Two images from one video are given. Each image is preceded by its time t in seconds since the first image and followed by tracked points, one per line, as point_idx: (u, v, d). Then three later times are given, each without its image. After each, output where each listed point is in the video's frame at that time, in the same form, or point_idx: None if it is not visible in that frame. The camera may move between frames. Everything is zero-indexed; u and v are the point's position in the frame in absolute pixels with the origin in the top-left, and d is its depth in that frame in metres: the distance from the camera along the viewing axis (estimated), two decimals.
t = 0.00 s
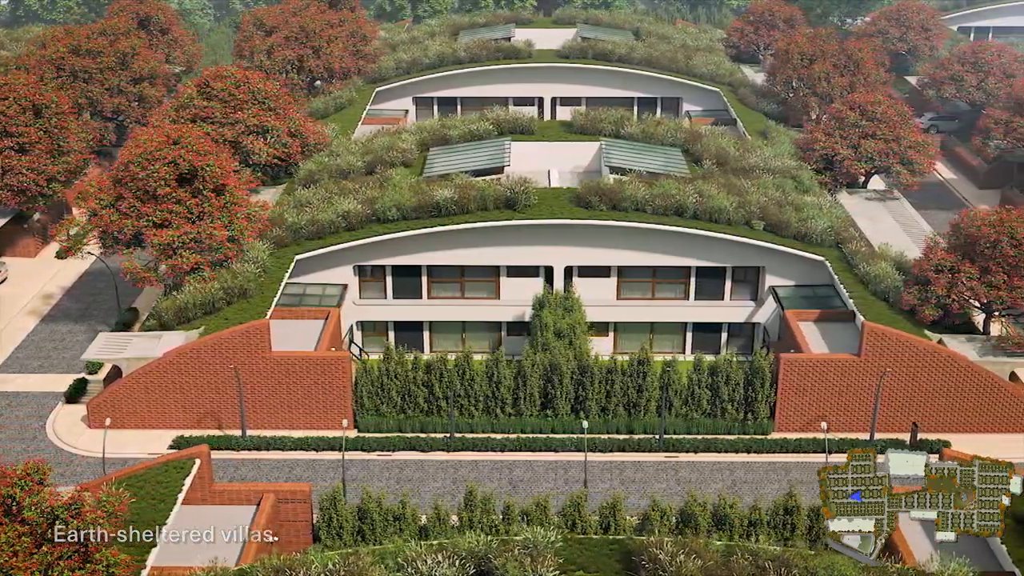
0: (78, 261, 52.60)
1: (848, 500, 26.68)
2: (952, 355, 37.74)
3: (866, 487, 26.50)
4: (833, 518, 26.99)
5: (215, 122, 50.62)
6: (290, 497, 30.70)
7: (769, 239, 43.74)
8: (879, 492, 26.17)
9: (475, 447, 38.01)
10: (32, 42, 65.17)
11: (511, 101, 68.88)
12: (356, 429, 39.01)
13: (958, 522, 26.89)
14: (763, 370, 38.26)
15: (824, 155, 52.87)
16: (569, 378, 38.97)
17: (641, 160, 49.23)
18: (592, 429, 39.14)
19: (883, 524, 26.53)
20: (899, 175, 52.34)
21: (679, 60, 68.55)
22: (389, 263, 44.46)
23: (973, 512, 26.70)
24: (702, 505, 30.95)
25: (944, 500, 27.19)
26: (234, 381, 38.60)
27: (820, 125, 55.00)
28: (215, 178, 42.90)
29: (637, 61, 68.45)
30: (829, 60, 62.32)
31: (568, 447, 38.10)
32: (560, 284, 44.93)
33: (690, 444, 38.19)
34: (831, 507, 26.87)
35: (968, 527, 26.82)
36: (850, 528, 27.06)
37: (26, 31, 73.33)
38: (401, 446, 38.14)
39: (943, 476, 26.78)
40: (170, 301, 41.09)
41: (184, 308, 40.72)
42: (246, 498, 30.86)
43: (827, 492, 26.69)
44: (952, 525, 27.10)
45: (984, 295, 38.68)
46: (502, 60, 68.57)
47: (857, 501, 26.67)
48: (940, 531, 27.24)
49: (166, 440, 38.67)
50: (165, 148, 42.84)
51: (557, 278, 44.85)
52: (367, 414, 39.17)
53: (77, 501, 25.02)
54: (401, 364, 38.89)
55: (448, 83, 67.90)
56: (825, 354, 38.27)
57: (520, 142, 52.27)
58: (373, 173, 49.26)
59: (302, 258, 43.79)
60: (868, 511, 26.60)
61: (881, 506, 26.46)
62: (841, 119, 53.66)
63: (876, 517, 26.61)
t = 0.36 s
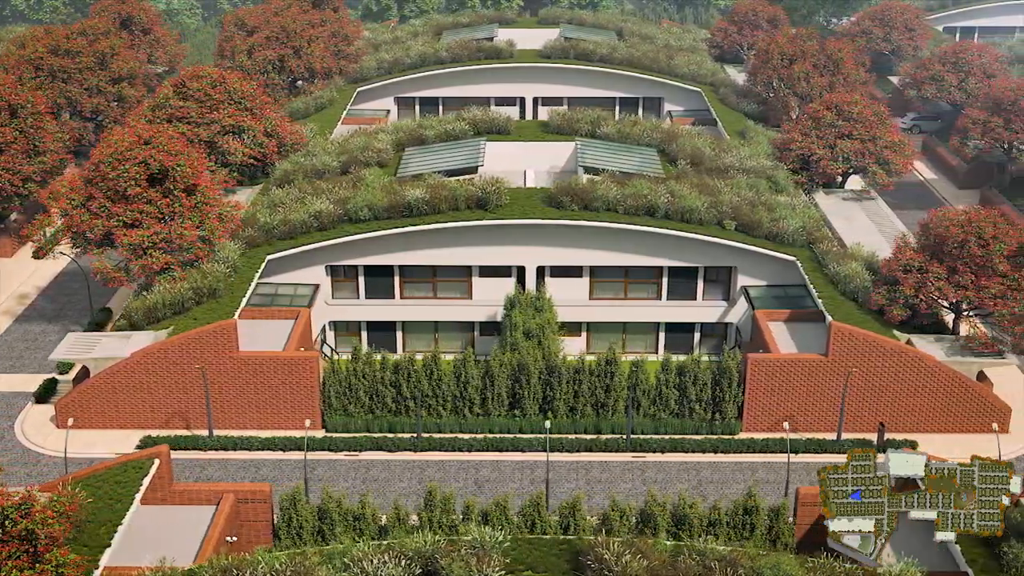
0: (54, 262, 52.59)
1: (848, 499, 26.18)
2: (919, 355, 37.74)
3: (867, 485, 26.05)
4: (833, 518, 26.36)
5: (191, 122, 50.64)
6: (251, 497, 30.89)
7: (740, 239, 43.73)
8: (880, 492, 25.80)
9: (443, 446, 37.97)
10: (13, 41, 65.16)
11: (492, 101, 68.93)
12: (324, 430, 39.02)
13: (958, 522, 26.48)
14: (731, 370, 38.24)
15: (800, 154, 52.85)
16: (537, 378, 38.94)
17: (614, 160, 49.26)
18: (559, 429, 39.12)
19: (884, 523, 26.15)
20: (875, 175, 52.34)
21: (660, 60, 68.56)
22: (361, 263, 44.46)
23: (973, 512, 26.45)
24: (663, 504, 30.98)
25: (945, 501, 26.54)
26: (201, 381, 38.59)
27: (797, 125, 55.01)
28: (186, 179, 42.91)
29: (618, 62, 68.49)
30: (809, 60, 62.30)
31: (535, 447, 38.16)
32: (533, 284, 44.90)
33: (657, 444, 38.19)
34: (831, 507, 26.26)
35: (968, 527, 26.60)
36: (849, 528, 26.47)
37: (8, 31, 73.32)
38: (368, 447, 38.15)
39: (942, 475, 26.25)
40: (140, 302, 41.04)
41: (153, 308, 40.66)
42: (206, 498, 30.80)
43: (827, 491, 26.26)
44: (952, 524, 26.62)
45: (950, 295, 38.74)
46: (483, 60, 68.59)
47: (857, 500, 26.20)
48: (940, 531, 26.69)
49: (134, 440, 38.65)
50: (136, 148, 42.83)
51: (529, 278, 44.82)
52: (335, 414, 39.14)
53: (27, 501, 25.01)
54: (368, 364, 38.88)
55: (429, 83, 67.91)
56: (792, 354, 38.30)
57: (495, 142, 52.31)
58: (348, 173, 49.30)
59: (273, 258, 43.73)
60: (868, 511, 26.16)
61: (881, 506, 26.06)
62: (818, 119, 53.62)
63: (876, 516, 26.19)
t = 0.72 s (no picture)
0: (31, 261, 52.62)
1: (848, 499, 27.27)
2: (886, 355, 37.74)
3: (866, 486, 27.26)
4: (833, 518, 27.34)
5: (167, 122, 50.66)
6: (210, 497, 30.92)
7: (712, 239, 43.72)
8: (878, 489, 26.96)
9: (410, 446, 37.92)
10: None
11: (474, 101, 68.97)
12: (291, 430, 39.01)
13: (958, 522, 26.95)
14: (698, 370, 38.26)
15: (777, 155, 52.85)
16: (505, 378, 38.94)
17: (588, 160, 49.29)
18: (527, 429, 39.09)
19: (883, 524, 26.80)
20: (851, 175, 52.33)
21: (642, 60, 68.57)
22: (332, 263, 44.42)
23: (973, 513, 26.84)
24: (622, 504, 30.98)
25: (945, 501, 27.34)
26: (169, 381, 38.60)
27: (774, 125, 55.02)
28: (157, 178, 42.92)
29: (599, 62, 68.50)
30: (788, 60, 62.30)
31: (501, 447, 38.12)
32: (505, 284, 44.86)
33: (623, 445, 38.14)
34: (831, 507, 27.30)
35: (968, 527, 26.92)
36: (850, 528, 27.33)
37: None
38: (336, 447, 38.09)
39: (942, 475, 27.17)
40: (110, 302, 41.03)
41: (122, 308, 40.64)
42: (165, 498, 30.79)
43: (827, 491, 27.48)
44: (952, 525, 27.08)
45: (918, 295, 38.72)
46: (464, 60, 68.59)
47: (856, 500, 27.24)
48: (940, 530, 27.19)
49: (102, 439, 38.64)
50: (107, 147, 42.82)
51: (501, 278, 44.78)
52: (304, 414, 39.17)
53: None
54: (336, 364, 38.89)
55: (410, 83, 67.91)
56: (760, 355, 38.30)
57: (471, 142, 52.35)
58: (322, 173, 49.32)
59: (245, 258, 43.66)
60: (868, 511, 27.00)
61: (881, 506, 26.89)
62: (794, 119, 53.62)
63: (876, 516, 26.88)
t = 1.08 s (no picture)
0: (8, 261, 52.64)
1: (848, 500, 27.05)
2: (853, 355, 37.75)
3: (867, 486, 26.88)
4: (833, 518, 27.40)
5: (142, 122, 50.70)
6: (170, 497, 31.00)
7: (683, 239, 43.74)
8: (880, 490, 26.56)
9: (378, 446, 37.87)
10: None
11: (455, 101, 69.06)
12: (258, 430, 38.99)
13: (957, 521, 26.20)
14: (665, 369, 38.30)
15: (753, 155, 52.86)
16: (472, 377, 38.97)
17: (563, 160, 49.34)
18: (495, 429, 39.06)
19: (883, 524, 26.89)
20: (827, 175, 52.31)
21: (623, 60, 68.60)
22: (303, 264, 44.44)
23: (973, 512, 25.92)
24: (582, 504, 30.92)
25: (945, 500, 26.61)
26: (137, 381, 38.62)
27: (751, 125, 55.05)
28: (128, 178, 42.94)
29: (580, 62, 68.52)
30: (768, 60, 62.31)
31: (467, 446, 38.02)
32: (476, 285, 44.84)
33: (590, 445, 38.00)
34: (832, 507, 27.24)
35: (969, 527, 26.03)
36: (850, 528, 27.49)
37: None
38: (303, 447, 38.04)
39: (943, 475, 26.38)
40: (79, 302, 41.00)
41: (91, 308, 40.63)
42: (123, 498, 30.78)
43: (827, 491, 27.08)
44: (952, 524, 26.40)
45: (886, 295, 38.72)
46: (446, 60, 68.64)
47: (857, 501, 27.01)
48: (939, 530, 26.46)
49: (69, 439, 38.65)
50: (78, 147, 42.81)
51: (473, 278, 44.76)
52: (272, 414, 39.22)
53: None
54: (303, 364, 38.96)
55: (391, 83, 67.94)
56: (727, 355, 38.33)
57: (448, 142, 52.38)
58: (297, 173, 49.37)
59: (216, 258, 43.62)
60: (868, 511, 26.94)
61: (882, 506, 26.81)
62: (771, 119, 53.62)
63: (876, 516, 26.95)
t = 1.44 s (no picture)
0: None
1: (848, 500, 26.73)
2: (819, 355, 37.76)
3: (866, 486, 26.53)
4: (834, 518, 27.07)
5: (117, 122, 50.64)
6: (131, 497, 31.01)
7: (654, 239, 43.73)
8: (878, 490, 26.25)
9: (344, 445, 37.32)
10: None
11: (436, 101, 69.23)
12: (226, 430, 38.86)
13: (957, 522, 24.37)
14: (632, 369, 38.33)
15: (729, 154, 52.86)
16: (440, 376, 38.93)
17: (537, 160, 49.42)
18: (464, 429, 38.91)
19: (883, 524, 26.37)
20: (803, 175, 52.28)
21: (604, 60, 68.61)
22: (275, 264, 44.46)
23: (972, 512, 24.25)
24: (541, 504, 31.30)
25: (945, 501, 24.86)
26: (105, 381, 38.60)
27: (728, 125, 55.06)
28: (98, 178, 42.96)
29: (561, 62, 68.53)
30: (748, 60, 62.31)
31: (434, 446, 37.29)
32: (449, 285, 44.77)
33: (558, 444, 37.45)
34: (831, 507, 26.90)
35: (968, 527, 24.19)
36: (850, 528, 27.01)
37: None
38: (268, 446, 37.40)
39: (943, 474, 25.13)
40: (48, 302, 40.92)
41: (60, 308, 40.57)
42: (84, 498, 30.81)
43: (827, 491, 26.88)
44: (952, 524, 24.47)
45: (852, 295, 38.79)
46: (428, 59, 68.67)
47: (857, 501, 26.69)
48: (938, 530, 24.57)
49: (37, 440, 38.61)
50: (48, 147, 42.80)
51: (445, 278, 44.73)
52: (240, 414, 39.15)
53: None
54: (271, 364, 39.02)
55: (371, 83, 67.97)
56: (694, 355, 38.33)
57: (423, 142, 52.45)
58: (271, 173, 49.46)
59: (187, 258, 43.56)
60: (868, 511, 26.55)
61: (880, 506, 26.37)
62: (748, 119, 53.60)
63: (875, 516, 26.54)
